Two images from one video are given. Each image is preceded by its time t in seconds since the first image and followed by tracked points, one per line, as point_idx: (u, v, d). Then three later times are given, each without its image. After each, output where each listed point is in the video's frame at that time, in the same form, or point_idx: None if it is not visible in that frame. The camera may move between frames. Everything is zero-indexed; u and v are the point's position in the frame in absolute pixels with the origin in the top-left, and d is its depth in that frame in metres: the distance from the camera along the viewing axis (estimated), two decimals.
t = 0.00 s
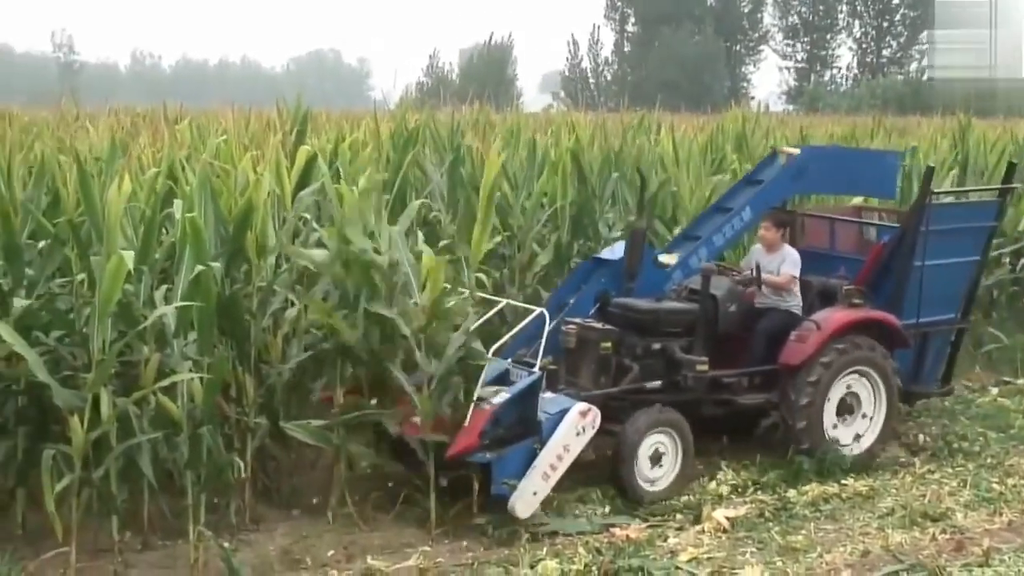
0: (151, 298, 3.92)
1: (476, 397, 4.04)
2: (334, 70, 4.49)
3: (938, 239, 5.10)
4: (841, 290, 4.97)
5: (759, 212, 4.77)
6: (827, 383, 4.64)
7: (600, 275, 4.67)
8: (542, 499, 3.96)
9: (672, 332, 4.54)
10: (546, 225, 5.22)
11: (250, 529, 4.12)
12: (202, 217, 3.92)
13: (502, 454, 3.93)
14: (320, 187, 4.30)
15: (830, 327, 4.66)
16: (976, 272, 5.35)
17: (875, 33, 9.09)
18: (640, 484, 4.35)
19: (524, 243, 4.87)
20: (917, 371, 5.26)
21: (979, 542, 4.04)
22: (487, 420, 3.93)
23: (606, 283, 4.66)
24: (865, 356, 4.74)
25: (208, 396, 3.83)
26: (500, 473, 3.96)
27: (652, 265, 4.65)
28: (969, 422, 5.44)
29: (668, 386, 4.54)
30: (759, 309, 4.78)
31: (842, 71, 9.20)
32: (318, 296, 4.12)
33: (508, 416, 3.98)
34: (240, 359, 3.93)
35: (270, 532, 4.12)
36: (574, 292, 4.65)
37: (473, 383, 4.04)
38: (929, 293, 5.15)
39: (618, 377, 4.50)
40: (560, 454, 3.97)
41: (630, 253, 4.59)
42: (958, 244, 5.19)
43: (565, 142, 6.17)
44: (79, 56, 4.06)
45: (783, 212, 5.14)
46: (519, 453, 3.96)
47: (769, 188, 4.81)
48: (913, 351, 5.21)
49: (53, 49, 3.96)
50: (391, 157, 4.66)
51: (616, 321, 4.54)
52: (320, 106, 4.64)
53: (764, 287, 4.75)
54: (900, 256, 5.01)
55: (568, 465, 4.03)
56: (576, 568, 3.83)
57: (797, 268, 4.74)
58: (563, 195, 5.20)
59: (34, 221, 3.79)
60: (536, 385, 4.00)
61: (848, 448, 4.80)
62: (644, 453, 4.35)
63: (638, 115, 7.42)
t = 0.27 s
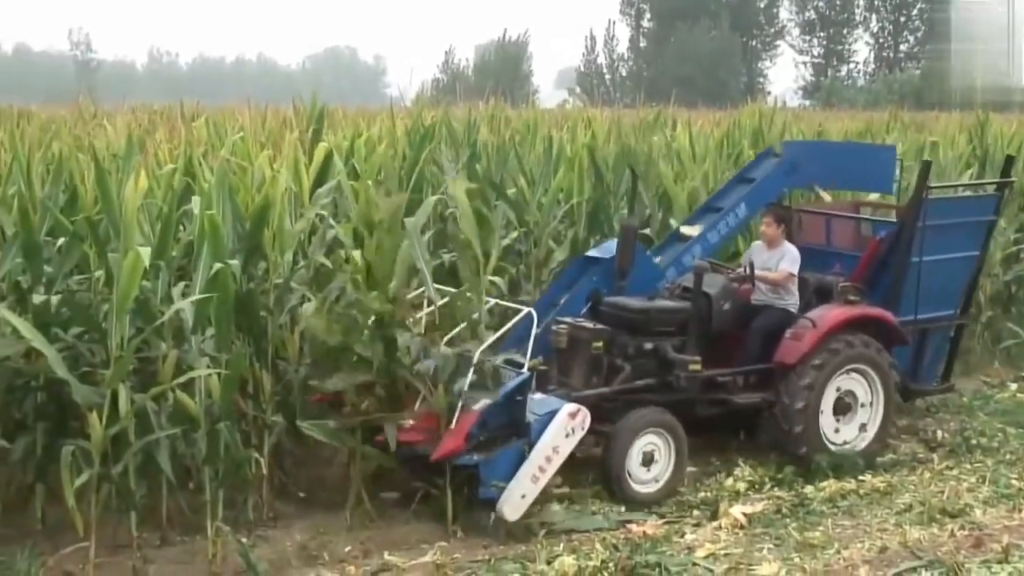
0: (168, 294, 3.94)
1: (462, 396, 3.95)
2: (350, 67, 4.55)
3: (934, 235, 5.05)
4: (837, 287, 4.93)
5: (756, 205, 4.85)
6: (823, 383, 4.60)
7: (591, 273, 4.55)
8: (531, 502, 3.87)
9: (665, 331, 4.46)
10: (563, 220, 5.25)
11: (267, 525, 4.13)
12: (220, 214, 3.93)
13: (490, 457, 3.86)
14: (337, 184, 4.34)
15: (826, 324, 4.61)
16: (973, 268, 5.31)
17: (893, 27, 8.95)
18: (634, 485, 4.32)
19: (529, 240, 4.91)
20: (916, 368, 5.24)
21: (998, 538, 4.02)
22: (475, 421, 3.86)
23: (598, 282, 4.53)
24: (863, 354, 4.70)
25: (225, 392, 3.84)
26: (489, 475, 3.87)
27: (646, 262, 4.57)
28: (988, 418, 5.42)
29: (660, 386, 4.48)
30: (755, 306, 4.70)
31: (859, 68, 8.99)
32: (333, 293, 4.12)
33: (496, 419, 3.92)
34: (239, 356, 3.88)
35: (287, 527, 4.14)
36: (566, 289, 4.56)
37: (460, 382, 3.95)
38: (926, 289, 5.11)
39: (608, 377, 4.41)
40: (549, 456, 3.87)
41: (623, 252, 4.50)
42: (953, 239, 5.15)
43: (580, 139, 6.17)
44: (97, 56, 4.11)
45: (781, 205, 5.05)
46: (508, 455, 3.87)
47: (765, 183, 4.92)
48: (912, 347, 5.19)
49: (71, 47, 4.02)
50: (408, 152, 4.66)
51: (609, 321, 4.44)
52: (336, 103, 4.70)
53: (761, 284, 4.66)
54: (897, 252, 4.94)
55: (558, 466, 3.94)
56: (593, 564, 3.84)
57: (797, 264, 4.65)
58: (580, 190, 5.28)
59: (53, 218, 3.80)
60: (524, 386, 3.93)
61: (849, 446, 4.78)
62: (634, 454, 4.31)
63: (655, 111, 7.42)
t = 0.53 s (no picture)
0: (186, 291, 3.96)
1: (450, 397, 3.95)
2: (368, 65, 4.56)
3: (931, 232, 5.00)
4: (832, 286, 4.88)
5: (749, 205, 4.71)
6: (818, 382, 4.55)
7: (584, 273, 4.54)
8: (520, 505, 3.86)
9: (657, 331, 4.45)
10: (580, 219, 5.27)
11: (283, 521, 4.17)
12: (236, 212, 3.94)
13: (477, 459, 3.84)
14: (354, 181, 4.35)
15: (821, 324, 4.56)
16: (971, 266, 5.27)
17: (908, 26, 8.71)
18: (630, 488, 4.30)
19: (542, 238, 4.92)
20: (913, 367, 5.21)
21: (1015, 536, 4.02)
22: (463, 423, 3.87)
23: (590, 282, 4.51)
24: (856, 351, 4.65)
25: (243, 389, 3.85)
26: (477, 477, 3.86)
27: (637, 263, 4.54)
28: (1004, 416, 5.42)
29: (653, 386, 4.49)
30: (749, 306, 4.70)
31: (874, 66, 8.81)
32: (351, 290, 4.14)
33: (485, 419, 3.97)
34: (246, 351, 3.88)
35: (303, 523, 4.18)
36: (559, 290, 4.55)
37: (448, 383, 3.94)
38: (923, 288, 5.07)
39: (602, 377, 4.42)
40: (538, 458, 3.85)
41: (615, 252, 4.49)
42: (951, 237, 5.10)
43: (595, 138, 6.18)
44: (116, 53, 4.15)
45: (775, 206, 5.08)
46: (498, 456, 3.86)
47: (759, 181, 4.79)
48: (908, 347, 5.15)
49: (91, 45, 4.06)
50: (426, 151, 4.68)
51: (603, 321, 4.43)
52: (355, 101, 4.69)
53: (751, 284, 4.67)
54: (893, 249, 4.90)
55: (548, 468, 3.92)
56: (609, 561, 3.86)
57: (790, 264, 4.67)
58: (597, 189, 5.31)
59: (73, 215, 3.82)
60: (511, 389, 3.99)
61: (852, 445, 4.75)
62: (626, 456, 4.27)
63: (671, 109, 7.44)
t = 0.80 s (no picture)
0: (218, 289, 4.16)
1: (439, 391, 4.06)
2: (391, 75, 4.65)
3: (908, 234, 5.18)
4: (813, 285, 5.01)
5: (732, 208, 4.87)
6: (798, 381, 4.68)
7: (574, 274, 4.70)
8: (508, 495, 3.97)
9: (644, 330, 4.58)
10: (591, 221, 5.47)
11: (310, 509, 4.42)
12: (264, 213, 4.14)
13: (467, 451, 3.95)
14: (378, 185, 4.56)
15: (802, 322, 4.69)
16: (949, 266, 5.44)
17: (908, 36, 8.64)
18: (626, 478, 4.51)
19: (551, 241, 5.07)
20: (894, 366, 5.37)
21: (1009, 524, 4.20)
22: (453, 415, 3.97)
23: (579, 282, 4.69)
24: (829, 350, 4.74)
25: (271, 382, 4.03)
26: (466, 469, 3.97)
27: (624, 264, 4.71)
28: (999, 409, 5.63)
29: (640, 382, 4.62)
30: (733, 306, 4.81)
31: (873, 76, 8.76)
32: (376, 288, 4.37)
33: (474, 411, 4.06)
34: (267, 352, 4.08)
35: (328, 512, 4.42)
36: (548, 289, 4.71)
37: (437, 379, 4.04)
38: (901, 288, 5.24)
39: (589, 373, 4.57)
40: (526, 450, 3.98)
41: (603, 253, 4.66)
42: (927, 238, 5.28)
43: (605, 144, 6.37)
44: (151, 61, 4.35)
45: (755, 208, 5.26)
46: (486, 449, 3.97)
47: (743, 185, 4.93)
48: (889, 346, 5.32)
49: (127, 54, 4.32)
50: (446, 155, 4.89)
51: (591, 320, 4.58)
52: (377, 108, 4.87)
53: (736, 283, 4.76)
54: (872, 251, 5.07)
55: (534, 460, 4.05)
56: (621, 547, 4.07)
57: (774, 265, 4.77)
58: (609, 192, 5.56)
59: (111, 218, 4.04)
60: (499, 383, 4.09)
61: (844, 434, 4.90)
62: (610, 451, 4.45)
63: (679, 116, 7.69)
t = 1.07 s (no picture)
0: (244, 287, 4.35)
1: (431, 389, 4.27)
2: (409, 81, 4.87)
3: (888, 235, 5.36)
4: (796, 285, 5.19)
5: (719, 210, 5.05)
6: (780, 378, 4.87)
7: (564, 274, 4.91)
8: (498, 488, 4.15)
9: (632, 328, 4.78)
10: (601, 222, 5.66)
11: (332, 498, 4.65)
12: (288, 212, 4.30)
13: (459, 446, 4.13)
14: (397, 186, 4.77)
15: (785, 320, 4.88)
16: (929, 266, 5.63)
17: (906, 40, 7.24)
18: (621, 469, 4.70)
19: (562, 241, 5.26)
20: (875, 362, 5.57)
21: (1002, 514, 4.37)
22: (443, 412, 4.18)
23: (570, 282, 4.89)
24: (805, 350, 4.92)
25: (296, 375, 4.20)
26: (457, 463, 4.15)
27: (614, 264, 4.90)
28: (993, 404, 5.82)
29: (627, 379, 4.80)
30: (719, 305, 5.01)
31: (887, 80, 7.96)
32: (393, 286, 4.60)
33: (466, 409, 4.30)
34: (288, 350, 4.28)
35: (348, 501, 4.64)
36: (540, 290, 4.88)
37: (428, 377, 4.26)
38: (882, 287, 5.42)
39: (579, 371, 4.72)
40: (515, 445, 4.14)
41: (592, 254, 4.84)
42: (907, 239, 5.46)
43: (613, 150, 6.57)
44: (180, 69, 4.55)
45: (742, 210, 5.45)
46: (476, 444, 4.15)
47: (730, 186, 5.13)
48: (870, 343, 5.52)
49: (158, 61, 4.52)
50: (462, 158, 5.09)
51: (580, 319, 4.76)
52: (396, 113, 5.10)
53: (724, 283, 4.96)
54: (853, 251, 5.25)
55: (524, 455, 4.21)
56: (629, 534, 4.28)
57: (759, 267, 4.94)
58: (618, 194, 5.75)
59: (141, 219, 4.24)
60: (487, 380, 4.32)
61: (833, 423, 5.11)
62: (599, 447, 4.61)
63: (686, 120, 7.87)
